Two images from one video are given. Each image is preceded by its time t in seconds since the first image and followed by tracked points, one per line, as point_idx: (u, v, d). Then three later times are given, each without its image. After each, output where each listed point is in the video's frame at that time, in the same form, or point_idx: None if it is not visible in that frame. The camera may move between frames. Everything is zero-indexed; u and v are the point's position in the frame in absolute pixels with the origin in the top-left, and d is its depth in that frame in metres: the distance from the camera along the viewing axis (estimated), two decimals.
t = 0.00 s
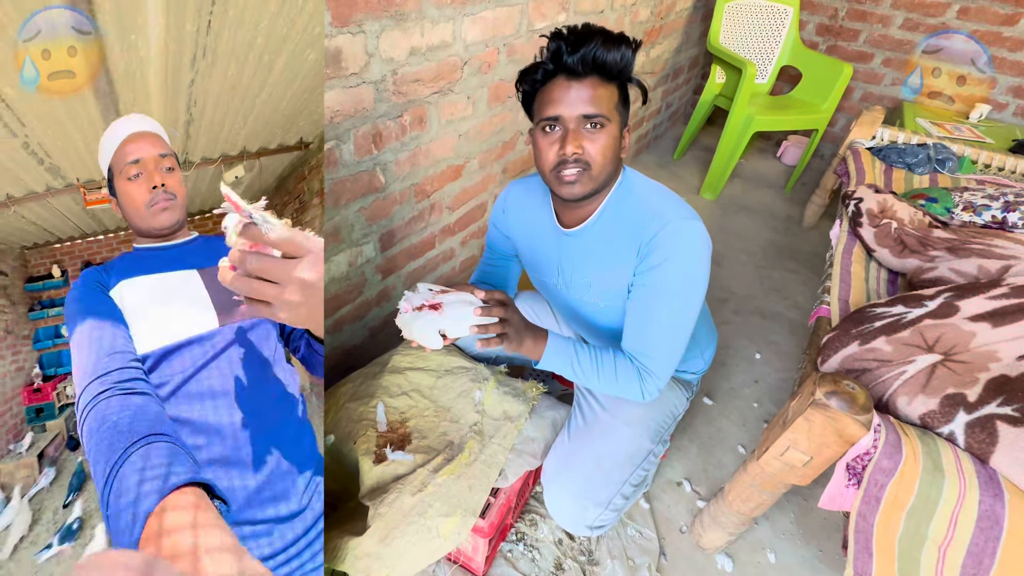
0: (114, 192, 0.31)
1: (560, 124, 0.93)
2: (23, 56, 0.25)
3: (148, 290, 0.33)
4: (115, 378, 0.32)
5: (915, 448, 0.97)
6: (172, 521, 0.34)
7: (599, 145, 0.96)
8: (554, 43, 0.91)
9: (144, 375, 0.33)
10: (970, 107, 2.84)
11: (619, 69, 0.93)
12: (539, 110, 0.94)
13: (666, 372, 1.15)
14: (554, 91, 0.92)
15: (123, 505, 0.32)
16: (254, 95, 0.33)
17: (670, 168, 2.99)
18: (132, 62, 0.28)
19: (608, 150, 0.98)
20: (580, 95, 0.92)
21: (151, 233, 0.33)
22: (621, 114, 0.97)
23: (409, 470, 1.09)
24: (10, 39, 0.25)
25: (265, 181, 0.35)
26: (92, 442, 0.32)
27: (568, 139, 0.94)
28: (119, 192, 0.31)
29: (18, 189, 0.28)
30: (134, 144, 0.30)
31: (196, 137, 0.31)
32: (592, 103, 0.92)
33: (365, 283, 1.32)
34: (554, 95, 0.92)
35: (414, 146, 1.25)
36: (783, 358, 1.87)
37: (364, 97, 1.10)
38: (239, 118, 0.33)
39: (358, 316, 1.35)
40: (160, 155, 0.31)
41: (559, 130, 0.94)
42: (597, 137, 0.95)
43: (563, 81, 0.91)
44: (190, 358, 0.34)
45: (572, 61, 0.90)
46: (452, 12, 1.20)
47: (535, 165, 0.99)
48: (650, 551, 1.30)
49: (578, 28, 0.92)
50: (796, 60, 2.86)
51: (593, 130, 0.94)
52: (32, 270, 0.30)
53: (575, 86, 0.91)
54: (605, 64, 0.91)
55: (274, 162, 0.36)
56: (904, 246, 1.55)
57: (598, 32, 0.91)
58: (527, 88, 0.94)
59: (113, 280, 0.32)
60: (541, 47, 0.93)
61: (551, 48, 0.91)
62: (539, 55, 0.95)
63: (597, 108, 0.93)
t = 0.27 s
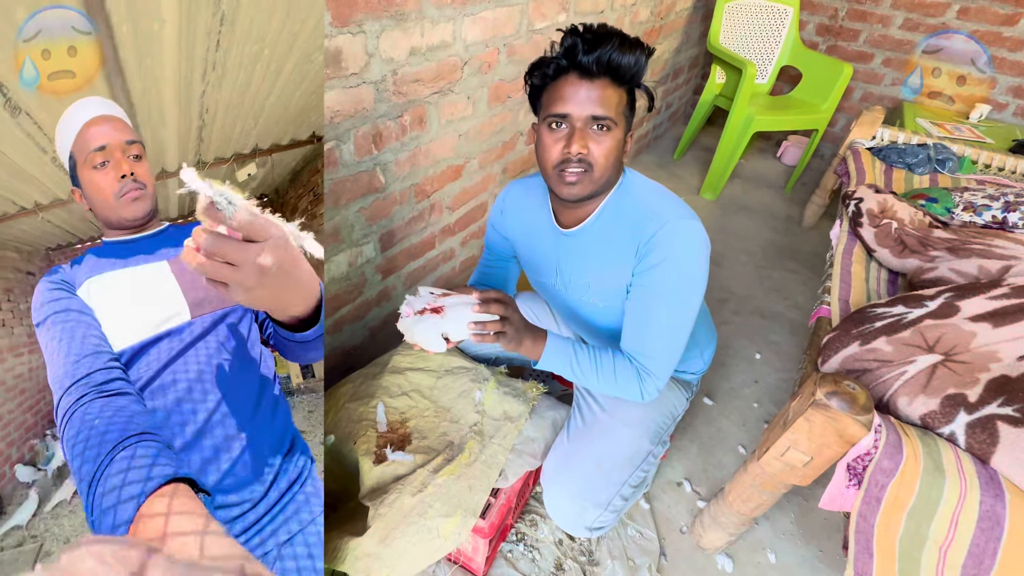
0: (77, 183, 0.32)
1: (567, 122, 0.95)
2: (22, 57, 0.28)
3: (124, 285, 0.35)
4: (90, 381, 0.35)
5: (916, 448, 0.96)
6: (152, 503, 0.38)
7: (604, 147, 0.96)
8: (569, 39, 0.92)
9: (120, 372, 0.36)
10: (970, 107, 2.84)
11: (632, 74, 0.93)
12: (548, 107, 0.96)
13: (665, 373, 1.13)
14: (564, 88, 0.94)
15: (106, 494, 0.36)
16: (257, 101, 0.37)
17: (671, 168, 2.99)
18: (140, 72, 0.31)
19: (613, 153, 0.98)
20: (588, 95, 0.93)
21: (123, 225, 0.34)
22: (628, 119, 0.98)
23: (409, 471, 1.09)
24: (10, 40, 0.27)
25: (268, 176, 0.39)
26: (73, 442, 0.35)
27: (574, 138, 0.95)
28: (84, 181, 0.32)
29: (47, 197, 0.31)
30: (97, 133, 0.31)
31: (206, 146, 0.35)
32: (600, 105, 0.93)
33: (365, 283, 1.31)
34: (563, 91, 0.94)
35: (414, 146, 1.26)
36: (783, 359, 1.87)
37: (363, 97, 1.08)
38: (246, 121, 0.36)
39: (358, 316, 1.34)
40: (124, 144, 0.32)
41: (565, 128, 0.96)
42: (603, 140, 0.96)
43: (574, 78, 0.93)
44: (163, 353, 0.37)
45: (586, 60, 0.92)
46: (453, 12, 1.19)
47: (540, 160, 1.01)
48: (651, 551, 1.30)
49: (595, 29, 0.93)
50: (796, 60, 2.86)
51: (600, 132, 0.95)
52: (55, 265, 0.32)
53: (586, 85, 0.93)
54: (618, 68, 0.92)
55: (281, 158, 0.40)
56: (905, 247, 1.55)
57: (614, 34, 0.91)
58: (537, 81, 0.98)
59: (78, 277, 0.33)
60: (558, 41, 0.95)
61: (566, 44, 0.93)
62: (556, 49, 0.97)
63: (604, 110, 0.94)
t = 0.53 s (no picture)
0: (84, 179, 0.34)
1: (565, 124, 0.95)
2: (23, 57, 0.30)
3: (128, 289, 0.36)
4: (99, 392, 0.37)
5: (916, 448, 0.96)
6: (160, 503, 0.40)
7: (603, 147, 0.96)
8: (566, 40, 0.92)
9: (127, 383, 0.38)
10: (970, 107, 2.84)
11: (630, 73, 0.93)
12: (545, 110, 0.96)
13: (665, 373, 1.13)
14: (561, 89, 0.94)
15: (115, 500, 0.39)
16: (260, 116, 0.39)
17: (671, 168, 2.98)
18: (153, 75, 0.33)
19: (612, 154, 0.98)
20: (586, 96, 0.93)
21: (129, 225, 0.36)
22: (626, 119, 0.98)
23: (409, 471, 1.09)
24: (11, 40, 0.29)
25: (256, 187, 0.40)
26: (79, 448, 0.37)
27: (573, 139, 0.95)
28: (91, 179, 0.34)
29: (58, 193, 0.33)
30: (105, 130, 0.33)
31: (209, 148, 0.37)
32: (598, 106, 0.93)
33: (365, 283, 1.31)
34: (560, 93, 0.94)
35: (414, 146, 1.26)
36: (783, 359, 1.87)
37: (363, 97, 1.08)
38: (250, 131, 0.39)
39: (358, 316, 1.34)
40: (134, 143, 0.35)
41: (564, 130, 0.96)
42: (601, 140, 0.96)
43: (570, 80, 0.93)
44: (169, 360, 0.39)
45: (583, 61, 0.92)
46: (452, 12, 1.19)
47: (539, 163, 1.01)
48: (651, 551, 1.30)
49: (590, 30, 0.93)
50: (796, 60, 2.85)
51: (598, 133, 0.96)
52: (62, 260, 0.34)
53: (583, 87, 0.92)
54: (615, 68, 0.92)
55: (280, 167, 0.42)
56: (904, 247, 1.55)
57: (610, 35, 0.92)
58: (534, 84, 0.98)
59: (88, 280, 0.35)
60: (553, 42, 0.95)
61: (562, 45, 0.93)
62: (552, 50, 0.97)
63: (603, 111, 0.94)
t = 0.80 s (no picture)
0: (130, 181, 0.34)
1: (560, 124, 0.95)
2: (24, 56, 0.28)
3: (172, 295, 0.37)
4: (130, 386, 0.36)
5: (915, 448, 0.97)
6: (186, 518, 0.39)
7: (599, 146, 0.96)
8: (558, 41, 0.92)
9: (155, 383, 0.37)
10: (970, 107, 2.84)
11: (623, 71, 0.94)
12: (540, 111, 0.96)
13: (666, 373, 1.13)
14: (555, 91, 0.93)
15: (140, 510, 0.37)
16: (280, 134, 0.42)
17: (670, 168, 2.98)
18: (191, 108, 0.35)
19: (609, 152, 0.99)
20: (580, 96, 0.93)
21: (169, 226, 0.37)
22: (622, 117, 0.98)
23: (409, 470, 1.09)
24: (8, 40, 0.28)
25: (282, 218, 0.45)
26: (109, 453, 0.36)
27: (568, 140, 0.95)
28: (136, 179, 0.34)
29: (84, 191, 0.32)
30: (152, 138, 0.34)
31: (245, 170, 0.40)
32: (593, 105, 0.93)
33: (365, 283, 1.31)
34: (552, 95, 0.94)
35: (414, 146, 1.26)
36: (783, 359, 1.87)
37: (363, 97, 1.08)
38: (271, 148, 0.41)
39: (358, 316, 1.34)
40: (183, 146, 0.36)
41: (559, 130, 0.96)
42: (597, 139, 0.96)
43: (565, 81, 0.92)
44: (203, 369, 0.39)
45: (575, 62, 0.92)
46: (452, 12, 1.19)
47: (535, 165, 1.01)
48: (650, 551, 1.30)
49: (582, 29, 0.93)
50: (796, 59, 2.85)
51: (594, 132, 0.95)
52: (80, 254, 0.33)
53: (576, 87, 0.92)
54: (609, 67, 0.92)
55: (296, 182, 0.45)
56: (904, 247, 1.55)
57: (602, 34, 0.91)
58: (528, 87, 0.97)
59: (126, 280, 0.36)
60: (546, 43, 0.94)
61: (555, 46, 0.92)
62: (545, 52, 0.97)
63: (598, 110, 0.94)
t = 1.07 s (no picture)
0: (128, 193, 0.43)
1: (549, 128, 0.96)
2: (25, 55, 0.39)
3: (161, 291, 0.45)
4: (100, 384, 0.43)
5: (915, 447, 0.97)
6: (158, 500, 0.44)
7: (590, 146, 0.96)
8: (539, 47, 0.93)
9: (128, 383, 0.45)
10: (970, 107, 2.84)
11: (606, 67, 0.94)
12: (531, 115, 0.98)
13: (669, 373, 1.13)
14: (542, 95, 0.95)
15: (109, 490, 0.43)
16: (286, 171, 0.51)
17: (671, 168, 2.99)
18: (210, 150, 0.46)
19: (602, 151, 0.98)
20: (567, 98, 0.94)
21: (161, 237, 0.45)
22: (611, 114, 0.98)
23: (409, 470, 1.09)
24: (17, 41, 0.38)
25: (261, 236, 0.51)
26: (80, 434, 0.43)
27: (558, 141, 0.96)
28: (135, 191, 0.43)
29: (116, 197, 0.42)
30: (147, 155, 0.42)
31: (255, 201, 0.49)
32: (580, 105, 0.94)
33: (365, 282, 1.31)
34: (543, 98, 0.95)
35: (414, 145, 1.26)
36: (783, 359, 1.87)
37: (363, 96, 1.08)
38: (278, 179, 0.50)
39: (358, 316, 1.34)
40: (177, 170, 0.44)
41: (550, 134, 0.97)
42: (588, 138, 0.96)
43: (549, 85, 0.94)
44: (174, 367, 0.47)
45: (557, 64, 0.93)
46: (452, 12, 1.19)
47: (532, 168, 1.02)
48: (650, 550, 1.30)
49: (563, 30, 0.94)
50: (796, 59, 2.85)
51: (584, 131, 0.96)
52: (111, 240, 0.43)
53: (562, 89, 0.94)
54: (589, 64, 0.93)
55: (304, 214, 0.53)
56: (904, 246, 1.55)
57: (581, 32, 0.92)
58: (517, 94, 1.01)
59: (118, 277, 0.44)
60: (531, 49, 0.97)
61: (537, 52, 0.94)
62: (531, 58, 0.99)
63: (586, 110, 0.94)
